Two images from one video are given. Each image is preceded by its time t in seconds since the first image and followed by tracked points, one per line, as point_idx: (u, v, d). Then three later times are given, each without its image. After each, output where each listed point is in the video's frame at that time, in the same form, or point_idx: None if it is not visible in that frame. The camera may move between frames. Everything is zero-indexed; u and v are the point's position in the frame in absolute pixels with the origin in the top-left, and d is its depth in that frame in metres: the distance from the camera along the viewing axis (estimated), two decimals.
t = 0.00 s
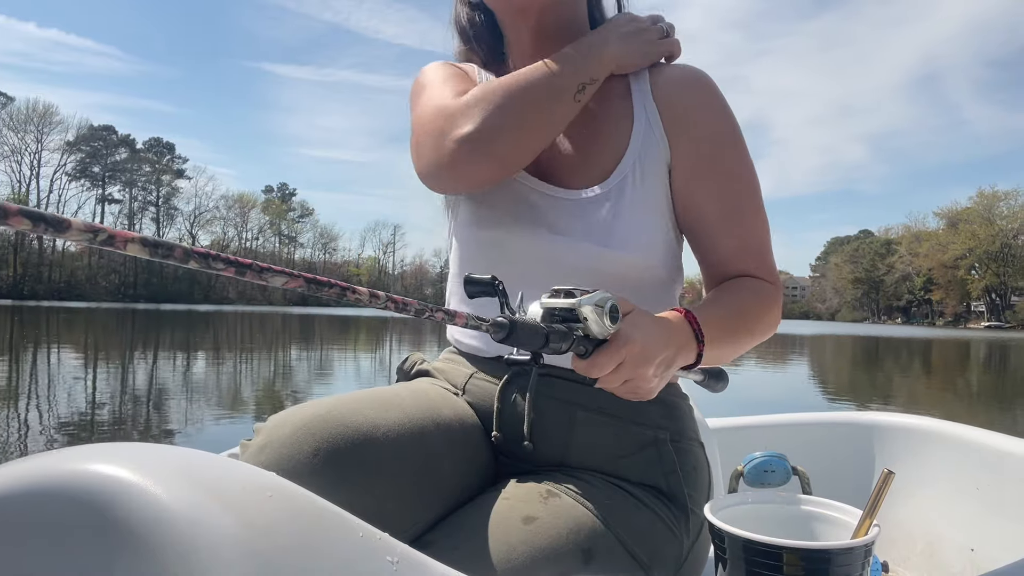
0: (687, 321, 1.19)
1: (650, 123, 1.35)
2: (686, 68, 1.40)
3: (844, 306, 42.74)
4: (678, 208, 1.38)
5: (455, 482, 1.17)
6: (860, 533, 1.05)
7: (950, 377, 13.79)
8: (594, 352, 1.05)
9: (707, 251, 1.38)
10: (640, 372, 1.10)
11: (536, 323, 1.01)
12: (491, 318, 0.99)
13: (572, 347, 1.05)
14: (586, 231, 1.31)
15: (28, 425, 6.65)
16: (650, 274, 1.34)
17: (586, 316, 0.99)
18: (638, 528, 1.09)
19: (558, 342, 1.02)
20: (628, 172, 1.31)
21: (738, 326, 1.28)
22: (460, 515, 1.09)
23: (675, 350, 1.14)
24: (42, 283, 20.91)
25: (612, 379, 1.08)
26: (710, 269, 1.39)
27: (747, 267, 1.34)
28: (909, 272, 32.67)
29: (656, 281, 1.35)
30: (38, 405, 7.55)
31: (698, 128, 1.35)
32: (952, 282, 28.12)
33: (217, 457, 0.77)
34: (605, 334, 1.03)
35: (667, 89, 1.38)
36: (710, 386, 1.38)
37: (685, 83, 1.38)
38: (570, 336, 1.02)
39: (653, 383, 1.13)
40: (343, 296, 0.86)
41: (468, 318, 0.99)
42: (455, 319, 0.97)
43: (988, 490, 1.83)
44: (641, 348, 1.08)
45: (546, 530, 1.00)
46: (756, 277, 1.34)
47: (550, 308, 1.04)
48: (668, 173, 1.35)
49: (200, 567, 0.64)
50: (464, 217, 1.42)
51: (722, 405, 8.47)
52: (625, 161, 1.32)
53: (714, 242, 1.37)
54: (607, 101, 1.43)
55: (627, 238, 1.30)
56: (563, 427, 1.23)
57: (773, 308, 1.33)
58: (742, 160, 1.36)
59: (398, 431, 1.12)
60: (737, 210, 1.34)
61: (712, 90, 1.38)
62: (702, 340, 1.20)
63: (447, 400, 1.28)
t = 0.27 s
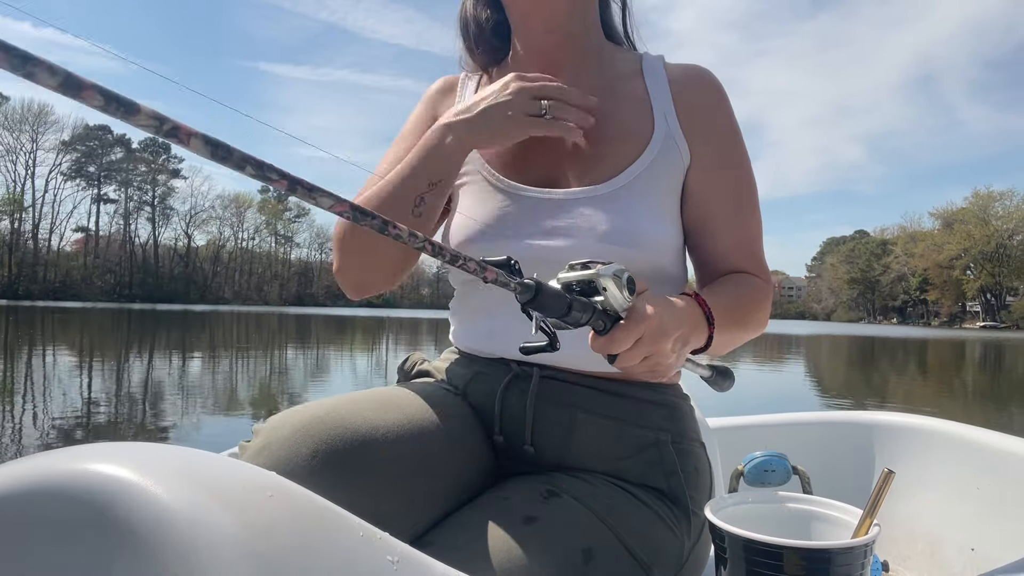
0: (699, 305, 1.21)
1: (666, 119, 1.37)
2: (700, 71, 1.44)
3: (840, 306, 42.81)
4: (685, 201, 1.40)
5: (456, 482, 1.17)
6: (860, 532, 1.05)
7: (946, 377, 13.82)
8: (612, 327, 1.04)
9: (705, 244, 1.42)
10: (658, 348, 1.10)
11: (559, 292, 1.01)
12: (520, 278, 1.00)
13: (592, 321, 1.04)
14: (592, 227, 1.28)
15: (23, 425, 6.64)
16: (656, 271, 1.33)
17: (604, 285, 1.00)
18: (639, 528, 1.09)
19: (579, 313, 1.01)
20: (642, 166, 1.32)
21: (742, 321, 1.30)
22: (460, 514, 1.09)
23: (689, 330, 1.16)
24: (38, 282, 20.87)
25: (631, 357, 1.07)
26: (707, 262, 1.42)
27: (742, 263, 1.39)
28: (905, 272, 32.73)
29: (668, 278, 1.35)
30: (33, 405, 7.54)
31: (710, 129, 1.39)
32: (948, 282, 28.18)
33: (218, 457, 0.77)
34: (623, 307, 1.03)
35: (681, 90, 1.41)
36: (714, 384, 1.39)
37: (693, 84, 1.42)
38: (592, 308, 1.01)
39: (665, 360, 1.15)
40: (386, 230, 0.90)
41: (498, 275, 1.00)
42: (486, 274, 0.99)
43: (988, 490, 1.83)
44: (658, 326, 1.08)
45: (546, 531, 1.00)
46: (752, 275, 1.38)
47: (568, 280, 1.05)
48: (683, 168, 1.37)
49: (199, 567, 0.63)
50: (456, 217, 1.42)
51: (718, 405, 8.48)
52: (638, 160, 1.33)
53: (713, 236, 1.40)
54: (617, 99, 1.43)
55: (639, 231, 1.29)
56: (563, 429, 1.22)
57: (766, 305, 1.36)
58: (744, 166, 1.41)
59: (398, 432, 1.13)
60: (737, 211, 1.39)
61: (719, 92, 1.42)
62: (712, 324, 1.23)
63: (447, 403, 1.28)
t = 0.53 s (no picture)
0: (718, 326, 1.21)
1: (662, 123, 1.37)
2: (690, 74, 1.43)
3: (836, 306, 42.91)
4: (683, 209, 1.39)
5: (452, 481, 1.17)
6: (859, 532, 1.06)
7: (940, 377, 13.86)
8: (645, 365, 1.05)
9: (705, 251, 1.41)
10: (693, 379, 1.10)
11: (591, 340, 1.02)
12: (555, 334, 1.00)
13: (625, 364, 1.04)
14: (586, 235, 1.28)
15: (18, 426, 6.63)
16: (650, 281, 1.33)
17: (633, 324, 1.01)
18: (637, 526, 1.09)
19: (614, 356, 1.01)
20: (638, 172, 1.32)
21: (748, 327, 1.30)
22: (459, 514, 1.09)
23: (716, 354, 1.16)
24: (33, 282, 20.82)
25: (668, 390, 1.08)
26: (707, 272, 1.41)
27: (743, 271, 1.39)
28: (900, 272, 32.83)
29: (665, 284, 1.36)
30: (28, 405, 7.53)
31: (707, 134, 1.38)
32: (943, 282, 28.27)
33: (218, 458, 0.77)
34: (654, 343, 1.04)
35: (675, 92, 1.40)
36: (741, 404, 1.42)
37: (689, 89, 1.41)
38: (624, 350, 1.01)
39: (705, 390, 1.14)
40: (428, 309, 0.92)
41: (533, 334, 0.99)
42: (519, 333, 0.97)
43: (988, 490, 1.83)
44: (689, 356, 1.09)
45: (545, 532, 1.00)
46: (754, 283, 1.38)
47: (595, 327, 1.06)
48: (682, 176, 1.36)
49: (199, 567, 0.63)
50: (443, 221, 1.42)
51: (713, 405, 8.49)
52: (635, 166, 1.32)
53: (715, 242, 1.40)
54: (607, 104, 1.41)
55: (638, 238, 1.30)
56: (558, 429, 1.22)
57: (769, 312, 1.36)
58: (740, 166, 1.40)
59: (395, 430, 1.13)
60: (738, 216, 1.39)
61: (715, 97, 1.40)
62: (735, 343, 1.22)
63: (441, 402, 1.27)
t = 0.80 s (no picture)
0: (702, 347, 1.18)
1: (661, 126, 1.35)
2: (697, 74, 1.41)
3: (832, 306, 43.02)
4: (684, 213, 1.38)
5: (456, 481, 1.17)
6: (859, 532, 1.05)
7: (935, 377, 13.90)
8: (616, 391, 1.04)
9: (708, 255, 1.39)
10: (666, 406, 1.08)
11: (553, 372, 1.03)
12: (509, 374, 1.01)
13: (594, 390, 1.04)
14: (579, 233, 1.28)
15: (13, 426, 6.61)
16: (649, 280, 1.32)
17: (600, 356, 1.01)
18: (637, 526, 1.08)
19: (576, 388, 1.02)
20: (632, 172, 1.31)
21: (743, 339, 1.28)
22: (460, 515, 1.09)
23: (697, 377, 1.12)
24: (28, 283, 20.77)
25: (640, 415, 1.07)
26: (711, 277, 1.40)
27: (747, 278, 1.36)
28: (895, 272, 32.92)
29: (666, 284, 1.35)
30: (22, 406, 7.51)
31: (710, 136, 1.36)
32: (938, 282, 28.35)
33: (219, 459, 0.76)
34: (622, 371, 1.03)
35: (678, 93, 1.38)
36: (740, 411, 1.43)
37: (692, 91, 1.38)
38: (588, 381, 1.02)
39: (681, 415, 1.12)
40: (353, 376, 0.90)
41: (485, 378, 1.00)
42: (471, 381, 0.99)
43: (987, 490, 1.83)
44: (664, 381, 1.07)
45: (543, 533, 1.00)
46: (757, 290, 1.36)
47: (565, 354, 1.08)
48: (681, 179, 1.35)
49: (198, 567, 0.63)
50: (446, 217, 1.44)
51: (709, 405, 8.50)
52: (629, 164, 1.32)
53: (716, 246, 1.38)
54: (609, 104, 1.41)
55: (635, 237, 1.29)
56: (560, 430, 1.22)
57: (771, 322, 1.33)
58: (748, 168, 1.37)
59: (401, 431, 1.13)
60: (742, 220, 1.36)
61: (719, 99, 1.38)
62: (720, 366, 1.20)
63: (445, 400, 1.28)
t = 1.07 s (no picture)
0: (699, 351, 1.19)
1: (664, 129, 1.35)
2: (700, 78, 1.41)
3: (827, 306, 43.14)
4: (683, 215, 1.38)
5: (455, 480, 1.17)
6: (858, 533, 1.05)
7: (931, 376, 13.94)
8: (611, 397, 1.04)
9: (706, 257, 1.40)
10: (662, 409, 1.08)
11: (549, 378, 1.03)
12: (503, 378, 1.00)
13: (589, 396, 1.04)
14: (580, 234, 1.28)
15: (8, 426, 6.60)
16: (647, 282, 1.33)
17: (594, 361, 1.01)
18: (636, 524, 1.08)
19: (570, 392, 1.01)
20: (635, 176, 1.31)
21: (741, 342, 1.29)
22: (460, 514, 1.09)
23: (692, 382, 1.12)
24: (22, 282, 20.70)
25: (636, 420, 1.06)
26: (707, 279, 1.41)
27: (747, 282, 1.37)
28: (890, 272, 33.04)
29: (662, 285, 1.35)
30: (17, 405, 7.49)
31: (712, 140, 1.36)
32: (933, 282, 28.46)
33: (219, 457, 0.76)
34: (616, 377, 1.03)
35: (680, 97, 1.39)
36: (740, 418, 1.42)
37: (694, 93, 1.39)
38: (583, 385, 1.02)
39: (676, 419, 1.11)
40: (351, 376, 0.89)
41: (477, 382, 1.00)
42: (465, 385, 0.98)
43: (986, 490, 1.84)
44: (658, 387, 1.07)
45: (541, 533, 1.00)
46: (755, 293, 1.37)
47: (560, 361, 1.08)
48: (683, 181, 1.35)
49: (196, 567, 0.63)
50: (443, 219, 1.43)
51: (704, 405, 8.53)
52: (633, 169, 1.32)
53: (714, 248, 1.38)
54: (612, 106, 1.41)
55: (635, 238, 1.29)
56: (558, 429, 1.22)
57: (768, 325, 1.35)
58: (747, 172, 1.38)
59: (399, 430, 1.13)
60: (740, 224, 1.36)
61: (721, 103, 1.38)
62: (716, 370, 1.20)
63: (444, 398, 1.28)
